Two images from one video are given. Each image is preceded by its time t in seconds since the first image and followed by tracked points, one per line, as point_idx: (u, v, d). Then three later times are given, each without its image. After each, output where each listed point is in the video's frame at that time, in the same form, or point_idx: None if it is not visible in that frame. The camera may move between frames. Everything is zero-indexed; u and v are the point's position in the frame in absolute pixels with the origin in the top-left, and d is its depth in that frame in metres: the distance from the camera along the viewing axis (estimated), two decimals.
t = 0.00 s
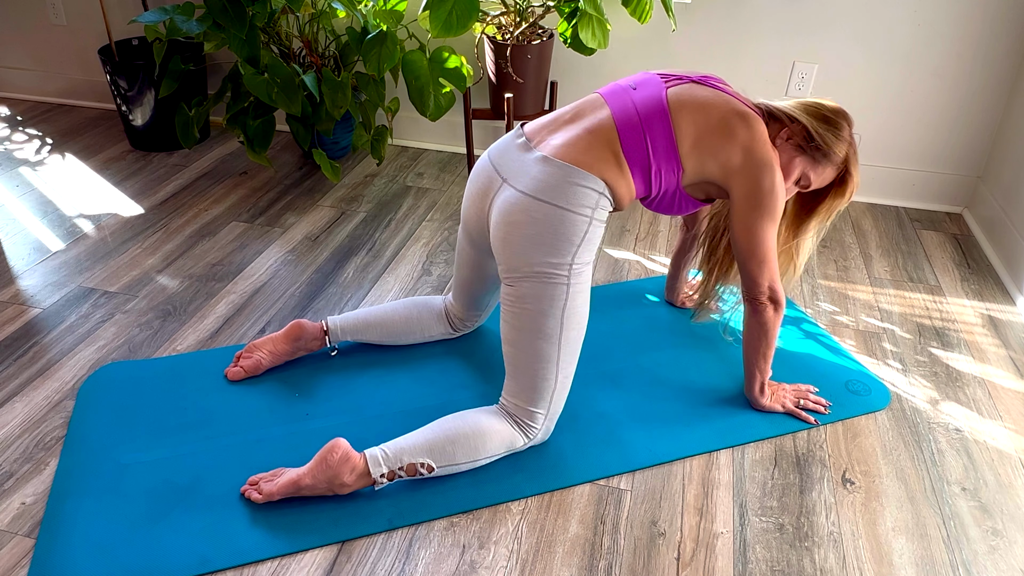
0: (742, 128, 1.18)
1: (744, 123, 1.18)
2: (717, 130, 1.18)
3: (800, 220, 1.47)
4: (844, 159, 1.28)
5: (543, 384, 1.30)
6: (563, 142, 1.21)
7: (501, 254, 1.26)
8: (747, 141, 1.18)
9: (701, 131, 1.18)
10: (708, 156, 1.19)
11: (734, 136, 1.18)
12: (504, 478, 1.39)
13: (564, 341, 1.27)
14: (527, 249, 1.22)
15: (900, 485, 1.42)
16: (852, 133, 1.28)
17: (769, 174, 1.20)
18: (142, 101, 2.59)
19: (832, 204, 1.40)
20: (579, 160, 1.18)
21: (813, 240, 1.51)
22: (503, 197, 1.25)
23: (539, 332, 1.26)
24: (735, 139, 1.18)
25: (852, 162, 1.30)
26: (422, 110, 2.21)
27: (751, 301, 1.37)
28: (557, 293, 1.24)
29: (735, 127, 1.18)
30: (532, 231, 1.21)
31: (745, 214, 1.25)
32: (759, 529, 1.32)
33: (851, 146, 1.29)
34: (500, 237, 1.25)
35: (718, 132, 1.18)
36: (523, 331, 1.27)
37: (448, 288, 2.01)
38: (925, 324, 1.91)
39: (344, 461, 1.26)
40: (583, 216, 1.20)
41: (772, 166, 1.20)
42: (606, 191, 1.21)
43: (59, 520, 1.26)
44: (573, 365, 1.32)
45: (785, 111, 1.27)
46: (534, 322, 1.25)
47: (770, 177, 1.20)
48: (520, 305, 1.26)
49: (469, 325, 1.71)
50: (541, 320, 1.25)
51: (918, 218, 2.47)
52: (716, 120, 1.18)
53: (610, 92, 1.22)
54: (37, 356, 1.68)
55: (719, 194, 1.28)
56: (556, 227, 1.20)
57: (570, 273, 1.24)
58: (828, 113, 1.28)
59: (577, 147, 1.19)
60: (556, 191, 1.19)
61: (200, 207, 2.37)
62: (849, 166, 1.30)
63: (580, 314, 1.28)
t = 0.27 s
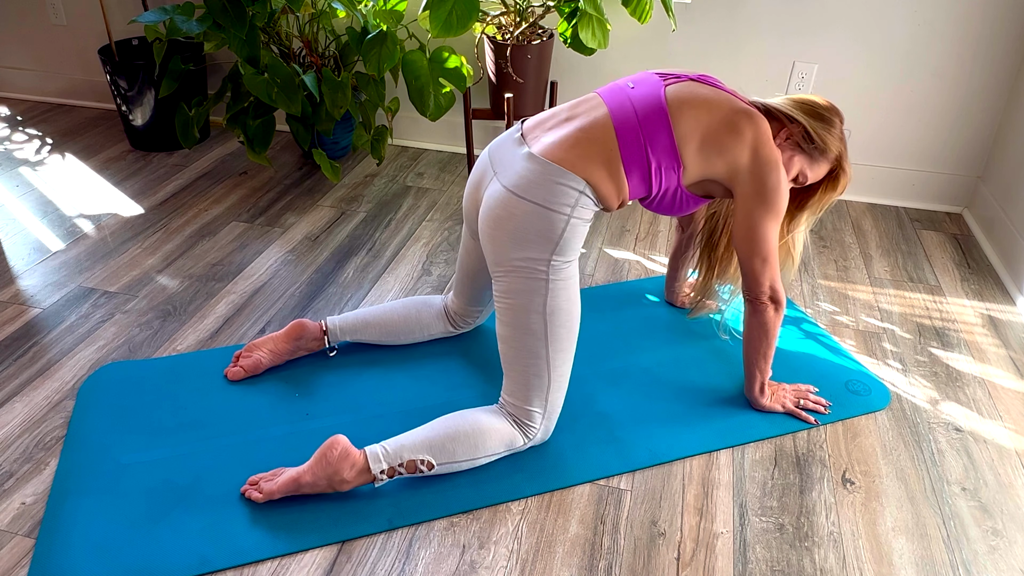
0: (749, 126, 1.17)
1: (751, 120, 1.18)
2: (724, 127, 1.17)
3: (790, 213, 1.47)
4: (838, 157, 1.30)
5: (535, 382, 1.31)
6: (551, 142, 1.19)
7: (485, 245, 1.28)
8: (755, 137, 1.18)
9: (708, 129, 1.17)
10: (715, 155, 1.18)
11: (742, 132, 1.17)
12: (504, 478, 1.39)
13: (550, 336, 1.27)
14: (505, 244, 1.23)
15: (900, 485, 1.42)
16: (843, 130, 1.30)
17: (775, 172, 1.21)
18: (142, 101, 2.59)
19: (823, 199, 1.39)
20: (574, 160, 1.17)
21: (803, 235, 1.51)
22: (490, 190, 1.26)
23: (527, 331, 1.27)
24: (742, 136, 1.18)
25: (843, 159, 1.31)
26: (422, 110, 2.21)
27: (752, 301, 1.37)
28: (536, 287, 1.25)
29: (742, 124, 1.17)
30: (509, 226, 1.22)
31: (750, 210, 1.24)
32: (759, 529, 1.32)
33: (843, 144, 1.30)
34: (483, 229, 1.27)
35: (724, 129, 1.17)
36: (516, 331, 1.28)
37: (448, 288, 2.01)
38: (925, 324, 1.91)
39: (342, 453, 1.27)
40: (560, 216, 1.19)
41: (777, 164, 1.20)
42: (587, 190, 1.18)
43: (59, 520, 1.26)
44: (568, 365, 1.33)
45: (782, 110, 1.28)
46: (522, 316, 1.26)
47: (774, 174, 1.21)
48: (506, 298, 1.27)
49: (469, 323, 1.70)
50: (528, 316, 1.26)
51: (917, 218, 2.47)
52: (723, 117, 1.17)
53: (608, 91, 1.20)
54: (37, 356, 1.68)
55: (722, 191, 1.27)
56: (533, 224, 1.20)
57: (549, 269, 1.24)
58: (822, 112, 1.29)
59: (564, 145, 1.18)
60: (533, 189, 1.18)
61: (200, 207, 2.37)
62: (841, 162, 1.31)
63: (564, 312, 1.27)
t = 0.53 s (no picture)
0: (756, 124, 1.18)
1: (757, 117, 1.19)
2: (733, 126, 1.17)
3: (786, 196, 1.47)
4: (836, 140, 1.31)
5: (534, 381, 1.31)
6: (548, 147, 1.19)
7: (468, 239, 1.28)
8: (764, 134, 1.19)
9: (718, 131, 1.17)
10: (727, 155, 1.19)
11: (751, 130, 1.18)
12: (503, 478, 1.39)
13: (536, 337, 1.28)
14: (485, 240, 1.23)
15: (900, 485, 1.42)
16: (838, 111, 1.30)
17: (785, 166, 1.22)
18: (142, 101, 2.59)
19: (823, 180, 1.40)
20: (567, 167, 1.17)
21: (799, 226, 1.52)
22: (481, 183, 1.27)
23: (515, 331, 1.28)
24: (752, 134, 1.18)
25: (842, 141, 1.33)
26: (422, 110, 2.21)
27: (755, 300, 1.37)
28: (513, 288, 1.25)
29: (750, 122, 1.18)
30: (490, 222, 1.22)
31: (760, 206, 1.26)
32: (759, 529, 1.32)
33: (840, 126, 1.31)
34: (468, 223, 1.27)
35: (733, 129, 1.17)
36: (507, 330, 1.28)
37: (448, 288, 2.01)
38: (926, 324, 1.91)
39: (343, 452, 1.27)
40: (540, 220, 1.19)
41: (786, 161, 1.22)
42: (571, 199, 1.18)
43: (59, 520, 1.26)
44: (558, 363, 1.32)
45: (779, 102, 1.27)
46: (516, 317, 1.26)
47: (783, 170, 1.22)
48: (490, 296, 1.27)
49: (469, 321, 1.70)
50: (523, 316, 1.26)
51: (917, 218, 2.47)
52: (730, 117, 1.17)
53: (609, 103, 1.21)
54: (37, 356, 1.68)
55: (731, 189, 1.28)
56: (513, 224, 1.20)
57: (525, 271, 1.23)
58: (816, 98, 1.28)
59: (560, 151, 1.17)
60: (518, 187, 1.19)
61: (200, 207, 2.37)
62: (841, 146, 1.32)
63: (545, 317, 1.27)
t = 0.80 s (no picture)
0: (762, 126, 1.18)
1: (759, 119, 1.18)
2: (740, 129, 1.17)
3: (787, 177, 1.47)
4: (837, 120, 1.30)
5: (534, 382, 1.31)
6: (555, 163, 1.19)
7: (457, 237, 1.28)
8: (768, 134, 1.18)
9: (726, 138, 1.17)
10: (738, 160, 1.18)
11: (755, 132, 1.18)
12: (503, 478, 1.39)
13: (526, 342, 1.28)
14: (475, 243, 1.23)
15: (900, 485, 1.42)
16: (833, 89, 1.29)
17: (792, 163, 1.22)
18: (142, 101, 2.59)
19: (828, 155, 1.38)
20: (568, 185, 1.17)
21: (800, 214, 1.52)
22: (480, 182, 1.27)
23: (505, 336, 1.28)
24: (760, 136, 1.18)
25: (842, 117, 1.32)
26: (422, 110, 2.21)
27: (757, 298, 1.37)
28: (498, 296, 1.25)
29: (753, 124, 1.17)
30: (482, 226, 1.22)
31: (769, 203, 1.26)
32: (759, 529, 1.32)
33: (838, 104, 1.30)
34: (460, 221, 1.27)
35: (741, 134, 1.17)
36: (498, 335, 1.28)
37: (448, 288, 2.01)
38: (925, 324, 1.91)
39: (343, 452, 1.27)
40: (531, 235, 1.19)
41: (794, 157, 1.22)
42: (569, 220, 1.19)
43: (59, 520, 1.26)
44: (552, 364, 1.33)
45: (774, 96, 1.27)
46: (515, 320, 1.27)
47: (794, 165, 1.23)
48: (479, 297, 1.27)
49: (467, 320, 1.70)
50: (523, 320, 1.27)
51: (917, 218, 2.47)
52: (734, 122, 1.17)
53: (610, 128, 1.21)
54: (37, 356, 1.68)
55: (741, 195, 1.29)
56: (504, 232, 1.20)
57: (508, 280, 1.24)
58: (810, 82, 1.27)
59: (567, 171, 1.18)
60: (516, 197, 1.19)
61: (200, 207, 2.37)
62: (842, 123, 1.31)
63: (532, 328, 1.27)
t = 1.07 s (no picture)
0: (760, 130, 1.19)
1: (757, 125, 1.19)
2: (738, 134, 1.18)
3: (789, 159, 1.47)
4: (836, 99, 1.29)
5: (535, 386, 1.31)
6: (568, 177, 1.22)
7: (456, 236, 1.25)
8: (768, 138, 1.19)
9: (726, 146, 1.18)
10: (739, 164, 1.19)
11: (755, 137, 1.19)
12: (503, 478, 1.39)
13: (523, 348, 1.28)
14: (479, 245, 1.21)
15: (900, 485, 1.42)
16: (826, 72, 1.28)
17: (794, 163, 1.22)
18: (142, 101, 2.59)
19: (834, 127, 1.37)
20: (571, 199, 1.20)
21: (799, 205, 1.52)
22: (487, 182, 1.25)
23: (504, 342, 1.28)
24: (759, 139, 1.19)
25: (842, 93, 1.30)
26: (423, 110, 2.21)
27: (757, 297, 1.37)
28: (495, 302, 1.25)
29: (752, 130, 1.19)
30: (490, 229, 1.20)
31: (772, 203, 1.25)
32: (759, 529, 1.32)
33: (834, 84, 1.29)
34: (462, 221, 1.24)
35: (740, 141, 1.18)
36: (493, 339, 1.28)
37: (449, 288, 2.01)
38: (925, 324, 1.91)
39: (343, 453, 1.27)
40: (536, 247, 1.21)
41: (795, 156, 1.22)
42: (575, 237, 1.22)
43: (59, 520, 1.26)
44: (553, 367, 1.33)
45: (767, 98, 1.27)
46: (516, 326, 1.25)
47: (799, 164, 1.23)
48: (474, 301, 1.27)
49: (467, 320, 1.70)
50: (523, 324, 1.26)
51: (917, 218, 2.47)
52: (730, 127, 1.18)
53: (613, 151, 1.24)
54: (37, 356, 1.68)
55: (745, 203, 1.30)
56: (509, 238, 1.20)
57: (506, 287, 1.24)
58: (801, 70, 1.27)
59: (575, 190, 1.20)
60: (528, 205, 1.20)
61: (200, 207, 2.37)
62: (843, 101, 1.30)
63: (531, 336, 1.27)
